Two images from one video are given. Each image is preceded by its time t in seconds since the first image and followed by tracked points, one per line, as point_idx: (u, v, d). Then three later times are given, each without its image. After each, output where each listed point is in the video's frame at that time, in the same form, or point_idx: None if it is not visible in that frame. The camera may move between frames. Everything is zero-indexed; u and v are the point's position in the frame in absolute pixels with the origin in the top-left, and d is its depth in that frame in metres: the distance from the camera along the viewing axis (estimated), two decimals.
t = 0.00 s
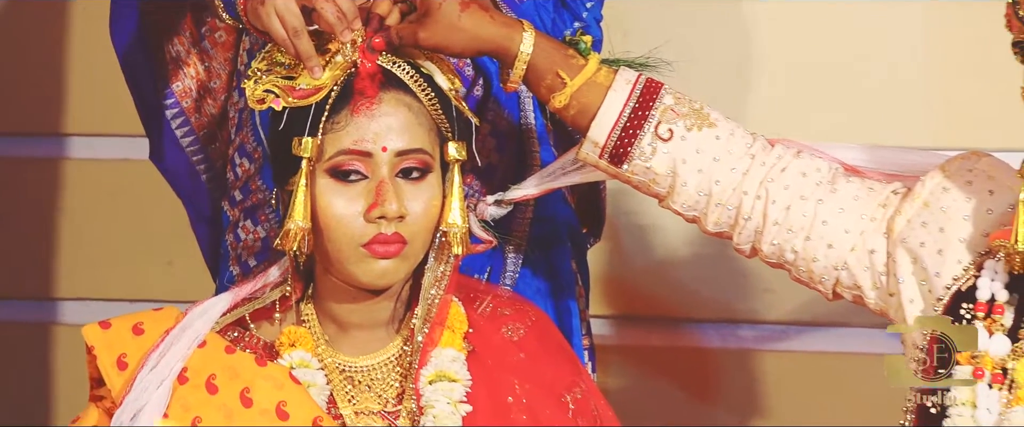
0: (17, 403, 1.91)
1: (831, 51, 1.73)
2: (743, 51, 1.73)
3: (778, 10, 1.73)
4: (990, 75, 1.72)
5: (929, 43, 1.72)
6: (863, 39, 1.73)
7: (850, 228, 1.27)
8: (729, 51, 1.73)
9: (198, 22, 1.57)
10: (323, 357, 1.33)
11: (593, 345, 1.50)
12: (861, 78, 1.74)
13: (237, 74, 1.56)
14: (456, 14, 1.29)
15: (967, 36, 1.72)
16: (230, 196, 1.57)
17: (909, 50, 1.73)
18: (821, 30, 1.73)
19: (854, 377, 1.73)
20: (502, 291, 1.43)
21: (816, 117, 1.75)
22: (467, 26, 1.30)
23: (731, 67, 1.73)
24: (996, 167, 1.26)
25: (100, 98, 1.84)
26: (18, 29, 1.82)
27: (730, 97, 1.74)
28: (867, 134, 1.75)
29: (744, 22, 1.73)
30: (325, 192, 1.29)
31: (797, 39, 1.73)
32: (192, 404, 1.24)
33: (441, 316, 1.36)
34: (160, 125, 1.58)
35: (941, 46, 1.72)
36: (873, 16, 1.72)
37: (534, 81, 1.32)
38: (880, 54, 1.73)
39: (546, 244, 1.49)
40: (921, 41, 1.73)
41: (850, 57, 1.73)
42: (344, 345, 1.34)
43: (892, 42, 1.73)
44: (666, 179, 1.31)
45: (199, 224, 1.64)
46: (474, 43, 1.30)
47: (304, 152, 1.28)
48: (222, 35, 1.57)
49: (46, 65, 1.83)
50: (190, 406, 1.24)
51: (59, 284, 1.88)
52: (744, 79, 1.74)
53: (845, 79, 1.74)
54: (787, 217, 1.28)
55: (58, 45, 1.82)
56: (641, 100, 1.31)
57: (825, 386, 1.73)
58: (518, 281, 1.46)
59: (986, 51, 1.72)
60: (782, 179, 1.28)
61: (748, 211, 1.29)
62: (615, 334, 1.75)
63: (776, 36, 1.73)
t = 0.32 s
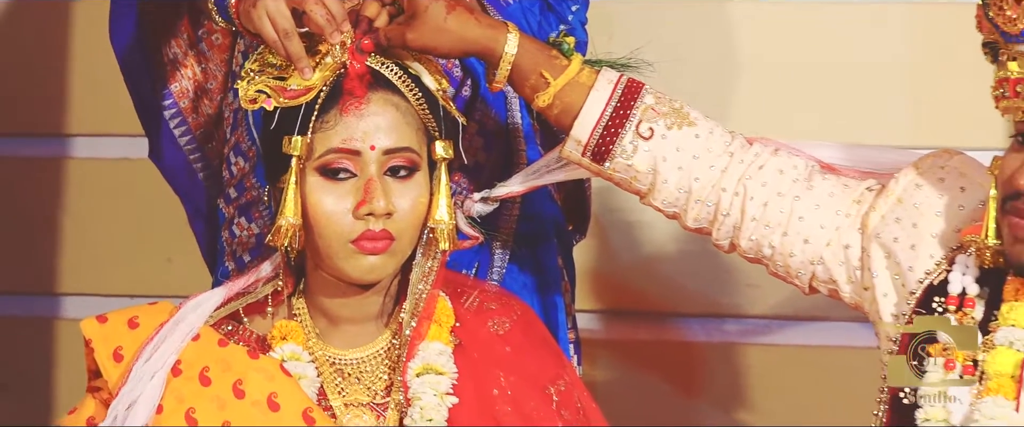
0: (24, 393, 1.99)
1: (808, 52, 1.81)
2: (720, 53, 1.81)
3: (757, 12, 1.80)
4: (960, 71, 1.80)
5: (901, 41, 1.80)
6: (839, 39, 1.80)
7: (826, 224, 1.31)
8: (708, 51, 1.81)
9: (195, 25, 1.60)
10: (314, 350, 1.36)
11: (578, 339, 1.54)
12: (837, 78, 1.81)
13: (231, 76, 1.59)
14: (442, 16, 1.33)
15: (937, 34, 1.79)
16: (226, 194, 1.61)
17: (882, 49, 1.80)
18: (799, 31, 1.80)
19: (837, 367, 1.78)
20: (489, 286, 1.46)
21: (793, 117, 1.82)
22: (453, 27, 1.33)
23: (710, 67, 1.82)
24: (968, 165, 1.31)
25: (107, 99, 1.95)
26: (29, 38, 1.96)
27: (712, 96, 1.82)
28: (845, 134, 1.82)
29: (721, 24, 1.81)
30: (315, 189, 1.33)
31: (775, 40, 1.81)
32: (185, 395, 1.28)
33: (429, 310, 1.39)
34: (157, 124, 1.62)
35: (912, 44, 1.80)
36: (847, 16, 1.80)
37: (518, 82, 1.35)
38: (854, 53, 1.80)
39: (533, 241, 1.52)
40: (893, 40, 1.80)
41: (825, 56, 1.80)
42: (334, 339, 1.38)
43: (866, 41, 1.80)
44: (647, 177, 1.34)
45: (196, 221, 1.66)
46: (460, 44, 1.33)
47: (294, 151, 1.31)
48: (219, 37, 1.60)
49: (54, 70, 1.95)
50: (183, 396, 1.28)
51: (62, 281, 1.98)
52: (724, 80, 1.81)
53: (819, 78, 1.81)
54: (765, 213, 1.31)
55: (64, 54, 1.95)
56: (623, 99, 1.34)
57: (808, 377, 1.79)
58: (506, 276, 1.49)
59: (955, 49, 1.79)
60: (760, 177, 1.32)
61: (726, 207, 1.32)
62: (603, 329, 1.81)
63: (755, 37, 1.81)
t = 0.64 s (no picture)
0: (27, 388, 2.05)
1: (791, 52, 1.87)
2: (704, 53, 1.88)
3: (741, 13, 1.86)
4: (936, 68, 1.86)
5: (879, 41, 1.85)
6: (820, 40, 1.86)
7: (804, 220, 1.34)
8: (693, 52, 1.88)
9: (193, 29, 1.66)
10: (307, 344, 1.40)
11: (566, 333, 1.58)
12: (818, 77, 1.87)
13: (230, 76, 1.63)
14: (431, 18, 1.36)
15: (914, 33, 1.85)
16: (223, 191, 1.65)
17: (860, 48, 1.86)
18: (782, 31, 1.86)
19: (820, 361, 1.83)
20: (478, 281, 1.50)
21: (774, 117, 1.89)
22: (442, 29, 1.36)
23: (695, 68, 1.88)
24: (943, 163, 1.35)
25: (111, 101, 2.01)
26: (31, 41, 2.01)
27: (698, 96, 1.89)
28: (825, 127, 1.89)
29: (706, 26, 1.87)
30: (308, 187, 1.37)
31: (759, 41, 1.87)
32: (181, 387, 1.32)
33: (418, 305, 1.42)
34: (157, 124, 1.66)
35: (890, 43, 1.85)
36: (825, 18, 1.85)
37: (505, 82, 1.39)
38: (834, 53, 1.86)
39: (521, 238, 1.56)
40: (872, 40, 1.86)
41: (803, 57, 1.87)
42: (327, 332, 1.42)
43: (845, 41, 1.86)
44: (630, 175, 1.38)
45: (194, 219, 1.69)
46: (449, 46, 1.37)
47: (287, 150, 1.35)
48: (216, 40, 1.65)
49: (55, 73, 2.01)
50: (180, 389, 1.32)
51: (65, 277, 2.04)
52: (708, 81, 1.89)
53: (801, 78, 1.87)
54: (744, 210, 1.35)
55: (66, 57, 2.01)
56: (606, 99, 1.38)
57: (791, 370, 1.84)
58: (494, 272, 1.53)
59: (932, 47, 1.85)
60: (740, 175, 1.36)
61: (707, 204, 1.36)
62: (594, 323, 1.87)
63: (739, 38, 1.87)
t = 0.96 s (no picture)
0: (38, 382, 2.13)
1: (776, 54, 1.91)
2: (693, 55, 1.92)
3: (730, 16, 1.91)
4: (917, 70, 1.91)
5: (861, 43, 1.90)
6: (804, 42, 1.91)
7: (786, 218, 1.38)
8: (681, 54, 1.92)
9: (193, 32, 1.69)
10: (302, 339, 1.43)
11: (557, 328, 1.61)
12: (802, 78, 1.92)
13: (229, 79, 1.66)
14: (423, 20, 1.40)
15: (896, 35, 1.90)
16: (222, 191, 1.68)
17: (844, 51, 1.91)
18: (768, 33, 1.91)
19: (806, 356, 1.89)
20: (470, 277, 1.54)
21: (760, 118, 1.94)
22: (434, 32, 1.40)
23: (684, 70, 1.93)
24: (922, 162, 1.39)
25: (116, 104, 2.11)
26: (35, 47, 2.07)
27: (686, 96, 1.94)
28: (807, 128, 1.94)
29: (695, 28, 1.91)
30: (303, 186, 1.40)
31: (745, 44, 1.92)
32: (180, 382, 1.35)
33: (411, 300, 1.46)
34: (157, 125, 1.70)
35: (873, 45, 1.90)
36: (810, 21, 1.90)
37: (495, 83, 1.42)
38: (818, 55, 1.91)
39: (513, 236, 1.59)
40: (854, 42, 1.90)
41: (791, 58, 1.91)
42: (322, 327, 1.45)
43: (829, 44, 1.90)
44: (618, 174, 1.42)
45: (194, 217, 1.74)
46: (441, 47, 1.40)
47: (282, 149, 1.39)
48: (216, 43, 1.69)
49: (60, 78, 2.09)
50: (178, 383, 1.35)
51: (71, 274, 2.14)
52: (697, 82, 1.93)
53: (787, 79, 1.92)
54: (729, 208, 1.38)
55: (70, 62, 2.09)
56: (595, 100, 1.41)
57: (777, 364, 1.90)
58: (486, 268, 1.57)
59: (913, 48, 1.90)
60: (724, 174, 1.39)
61: (692, 203, 1.40)
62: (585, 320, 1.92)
63: (726, 41, 1.92)
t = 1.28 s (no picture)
0: (42, 373, 2.19)
1: (758, 57, 1.97)
2: (679, 56, 1.98)
3: (714, 19, 1.97)
4: (897, 69, 1.95)
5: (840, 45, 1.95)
6: (785, 45, 1.96)
7: (765, 214, 1.42)
8: (664, 56, 1.98)
9: (191, 34, 1.72)
10: (294, 332, 1.47)
11: (544, 323, 1.65)
12: (786, 79, 1.97)
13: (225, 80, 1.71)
14: (412, 22, 1.44)
15: (874, 37, 1.94)
16: (219, 188, 1.72)
17: (824, 53, 1.95)
18: (749, 36, 1.97)
19: (788, 350, 1.93)
20: (459, 273, 1.57)
21: (745, 118, 1.99)
22: (422, 34, 1.44)
23: (670, 71, 1.98)
24: (896, 161, 1.43)
25: (115, 104, 2.15)
26: (43, 50, 2.15)
27: (670, 97, 1.99)
28: (791, 129, 1.98)
29: (681, 31, 1.98)
30: (295, 183, 1.44)
31: (727, 47, 1.97)
32: (174, 373, 1.39)
33: (400, 295, 1.49)
34: (155, 124, 1.73)
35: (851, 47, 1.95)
36: (790, 24, 1.95)
37: (482, 84, 1.46)
38: (799, 58, 1.96)
39: (501, 233, 1.63)
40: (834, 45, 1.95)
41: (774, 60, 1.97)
42: (313, 321, 1.49)
43: (809, 47, 1.96)
44: (601, 172, 1.46)
45: (191, 216, 1.77)
46: (429, 49, 1.44)
47: (274, 147, 1.43)
48: (213, 45, 1.72)
49: (65, 80, 2.16)
50: (172, 374, 1.39)
51: (73, 270, 2.19)
52: (682, 83, 1.99)
53: (771, 80, 1.97)
54: (709, 205, 1.42)
55: (74, 65, 2.15)
56: (579, 100, 1.46)
57: (760, 359, 1.94)
58: (475, 264, 1.61)
59: (892, 49, 1.94)
60: (705, 172, 1.43)
61: (673, 200, 1.43)
62: (575, 314, 1.97)
63: (709, 44, 1.98)
